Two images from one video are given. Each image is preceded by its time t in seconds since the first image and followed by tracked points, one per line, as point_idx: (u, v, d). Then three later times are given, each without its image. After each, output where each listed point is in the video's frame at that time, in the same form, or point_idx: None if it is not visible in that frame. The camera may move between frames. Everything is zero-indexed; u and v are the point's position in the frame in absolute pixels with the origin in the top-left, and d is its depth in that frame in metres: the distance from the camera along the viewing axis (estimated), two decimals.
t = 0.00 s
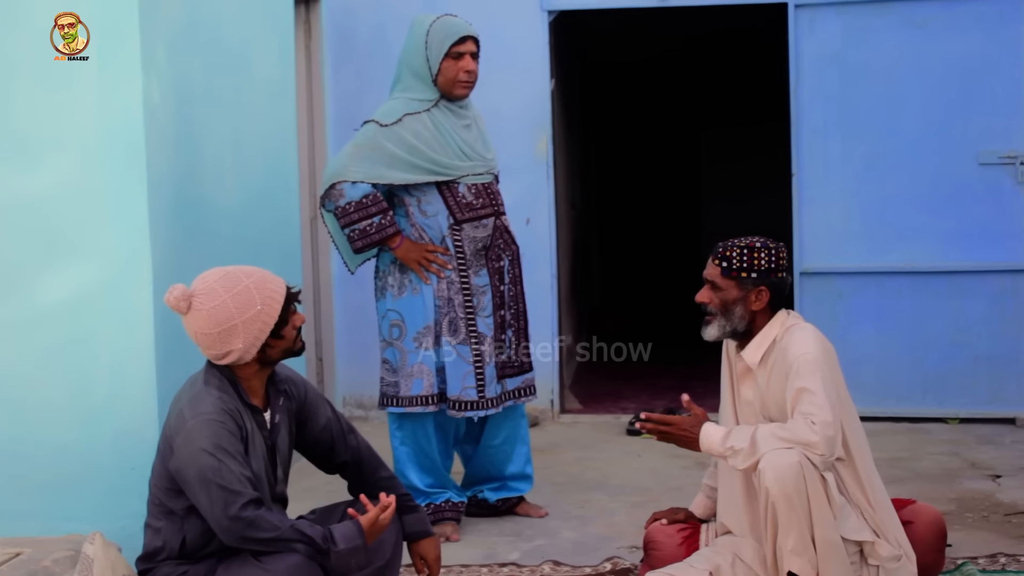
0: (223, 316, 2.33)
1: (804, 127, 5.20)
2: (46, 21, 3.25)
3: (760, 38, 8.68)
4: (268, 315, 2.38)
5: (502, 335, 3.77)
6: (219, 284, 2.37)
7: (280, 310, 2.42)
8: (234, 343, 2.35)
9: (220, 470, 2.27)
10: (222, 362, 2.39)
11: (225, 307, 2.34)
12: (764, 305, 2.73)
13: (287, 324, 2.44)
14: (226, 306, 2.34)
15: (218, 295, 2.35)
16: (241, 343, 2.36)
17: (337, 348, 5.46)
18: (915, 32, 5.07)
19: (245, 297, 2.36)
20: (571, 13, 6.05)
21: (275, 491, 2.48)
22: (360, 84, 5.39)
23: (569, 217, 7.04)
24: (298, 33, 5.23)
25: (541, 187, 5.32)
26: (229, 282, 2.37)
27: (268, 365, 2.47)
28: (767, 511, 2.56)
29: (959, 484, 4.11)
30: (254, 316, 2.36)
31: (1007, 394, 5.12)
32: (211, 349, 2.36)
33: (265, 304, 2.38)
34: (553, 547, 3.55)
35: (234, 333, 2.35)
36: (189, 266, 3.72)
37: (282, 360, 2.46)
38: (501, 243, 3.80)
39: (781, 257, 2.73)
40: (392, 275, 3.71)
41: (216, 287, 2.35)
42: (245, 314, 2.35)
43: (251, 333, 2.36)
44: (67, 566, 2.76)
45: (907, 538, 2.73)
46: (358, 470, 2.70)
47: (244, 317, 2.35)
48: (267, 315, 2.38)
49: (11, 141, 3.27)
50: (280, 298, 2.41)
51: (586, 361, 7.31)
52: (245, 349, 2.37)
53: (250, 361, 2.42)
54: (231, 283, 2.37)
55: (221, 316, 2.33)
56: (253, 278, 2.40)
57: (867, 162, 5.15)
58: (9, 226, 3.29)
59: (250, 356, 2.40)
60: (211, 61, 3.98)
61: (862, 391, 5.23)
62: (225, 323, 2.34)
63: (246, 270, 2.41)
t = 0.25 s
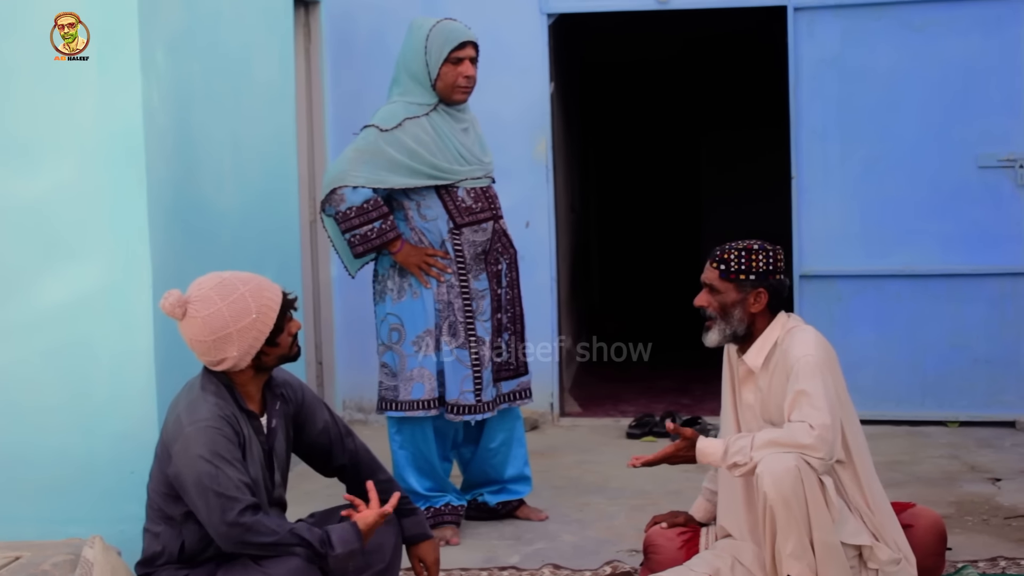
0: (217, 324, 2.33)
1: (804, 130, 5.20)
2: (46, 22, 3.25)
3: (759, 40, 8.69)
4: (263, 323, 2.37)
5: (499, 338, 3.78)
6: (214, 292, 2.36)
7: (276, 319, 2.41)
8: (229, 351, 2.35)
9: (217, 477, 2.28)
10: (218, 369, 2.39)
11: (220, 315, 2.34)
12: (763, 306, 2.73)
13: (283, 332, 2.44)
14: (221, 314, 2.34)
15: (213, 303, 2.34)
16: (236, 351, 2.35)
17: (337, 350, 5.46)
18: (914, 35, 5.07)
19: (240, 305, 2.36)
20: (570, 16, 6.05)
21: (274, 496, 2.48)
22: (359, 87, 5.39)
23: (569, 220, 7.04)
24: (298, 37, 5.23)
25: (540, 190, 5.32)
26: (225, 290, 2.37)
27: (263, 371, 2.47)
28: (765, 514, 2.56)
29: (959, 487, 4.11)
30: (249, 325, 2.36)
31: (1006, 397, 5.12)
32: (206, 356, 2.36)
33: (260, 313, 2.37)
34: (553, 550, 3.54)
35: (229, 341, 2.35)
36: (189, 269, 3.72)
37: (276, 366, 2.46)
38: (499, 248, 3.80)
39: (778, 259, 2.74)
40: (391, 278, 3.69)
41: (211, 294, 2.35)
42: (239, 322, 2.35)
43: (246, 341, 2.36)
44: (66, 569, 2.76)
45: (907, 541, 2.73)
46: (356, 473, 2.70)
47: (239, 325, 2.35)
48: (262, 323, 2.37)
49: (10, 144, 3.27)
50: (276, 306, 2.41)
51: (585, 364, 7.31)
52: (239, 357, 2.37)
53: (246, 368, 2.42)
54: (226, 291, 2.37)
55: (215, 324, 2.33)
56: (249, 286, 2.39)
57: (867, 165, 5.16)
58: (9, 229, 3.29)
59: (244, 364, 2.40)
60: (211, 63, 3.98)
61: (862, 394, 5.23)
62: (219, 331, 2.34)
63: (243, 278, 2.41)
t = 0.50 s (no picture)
0: (217, 335, 2.34)
1: (806, 133, 5.20)
2: (46, 23, 3.26)
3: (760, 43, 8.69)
4: (262, 338, 2.37)
5: (498, 341, 3.78)
6: (219, 301, 2.36)
7: (277, 334, 2.41)
8: (225, 362, 2.36)
9: (219, 487, 2.28)
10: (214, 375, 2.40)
11: (220, 326, 2.34)
12: (762, 309, 2.73)
13: (283, 346, 2.43)
14: (222, 325, 2.34)
15: (216, 314, 2.34)
16: (233, 362, 2.36)
17: (339, 353, 5.46)
18: (916, 38, 5.07)
19: (242, 319, 2.36)
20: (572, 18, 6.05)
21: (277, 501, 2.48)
22: (362, 90, 5.39)
23: (571, 223, 7.04)
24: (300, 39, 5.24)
25: (542, 193, 5.32)
26: (229, 301, 2.36)
27: (261, 382, 2.47)
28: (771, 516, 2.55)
29: (962, 490, 4.11)
30: (248, 339, 2.36)
31: (1009, 400, 5.11)
32: (202, 361, 2.37)
33: (260, 328, 2.37)
34: (556, 553, 3.54)
35: (226, 352, 2.35)
36: (191, 271, 3.73)
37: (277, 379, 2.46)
38: (501, 250, 3.80)
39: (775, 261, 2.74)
40: (394, 281, 3.70)
41: (215, 304, 2.35)
42: (239, 336, 2.35)
43: (243, 354, 2.36)
44: (70, 572, 2.76)
45: (910, 544, 2.73)
46: (361, 475, 2.68)
47: (238, 338, 2.35)
48: (261, 338, 2.37)
49: (13, 147, 3.28)
50: (277, 322, 2.40)
51: (587, 366, 7.31)
52: (235, 368, 2.37)
53: (244, 378, 2.42)
54: (230, 302, 2.36)
55: (215, 335, 2.34)
56: (254, 299, 2.39)
57: (869, 168, 5.16)
58: (12, 232, 3.29)
59: (240, 374, 2.40)
60: (213, 66, 3.98)
61: (864, 396, 5.23)
62: (218, 342, 2.34)
63: (249, 289, 2.40)
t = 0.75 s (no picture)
0: (210, 346, 2.34)
1: (807, 132, 5.20)
2: (46, 22, 3.26)
3: (762, 42, 8.69)
4: (254, 351, 2.37)
5: (500, 339, 3.77)
6: (213, 312, 2.36)
7: (271, 346, 2.41)
8: (218, 372, 2.37)
9: (235, 484, 2.32)
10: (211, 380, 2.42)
11: (213, 338, 2.35)
12: (764, 309, 2.73)
13: (282, 355, 2.44)
14: (214, 337, 2.34)
15: (209, 324, 2.35)
16: (226, 372, 2.37)
17: (341, 352, 5.46)
18: (918, 37, 5.07)
19: (234, 331, 2.35)
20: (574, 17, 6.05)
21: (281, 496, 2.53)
22: (363, 90, 5.39)
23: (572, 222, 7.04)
24: (302, 38, 5.24)
25: (543, 192, 5.32)
26: (222, 313, 2.36)
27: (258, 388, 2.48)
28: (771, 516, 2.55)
29: (963, 489, 4.11)
30: (240, 351, 2.36)
31: (1010, 399, 5.11)
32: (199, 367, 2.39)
33: (252, 341, 2.37)
34: (556, 553, 3.54)
35: (220, 362, 2.36)
36: (192, 270, 3.73)
37: (276, 384, 2.48)
38: (502, 248, 3.80)
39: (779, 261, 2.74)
40: (394, 279, 3.71)
41: (209, 316, 2.35)
42: (231, 348, 2.35)
43: (236, 365, 2.37)
44: (70, 570, 2.76)
45: (911, 543, 2.72)
46: (362, 475, 2.67)
47: (230, 350, 2.35)
48: (253, 351, 2.37)
49: (14, 147, 3.28)
50: (272, 333, 2.40)
51: (589, 365, 7.31)
52: (229, 377, 2.38)
53: (244, 385, 2.44)
54: (224, 314, 2.36)
55: (208, 345, 2.34)
56: (248, 310, 2.38)
57: (871, 167, 5.15)
58: (14, 232, 3.30)
59: (236, 382, 2.41)
60: (215, 66, 3.99)
61: (865, 395, 5.23)
62: (210, 353, 2.35)
63: (244, 300, 2.39)
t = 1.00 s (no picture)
0: (213, 346, 2.35)
1: (806, 132, 5.20)
2: (46, 23, 3.26)
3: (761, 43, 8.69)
4: (257, 348, 2.39)
5: (501, 339, 3.77)
6: (214, 311, 2.37)
7: (274, 341, 2.43)
8: (222, 370, 2.38)
9: (236, 481, 2.33)
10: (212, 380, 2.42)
11: (215, 337, 2.35)
12: (764, 310, 2.74)
13: (283, 349, 2.47)
14: (217, 336, 2.35)
15: (211, 323, 2.35)
16: (230, 370, 2.38)
17: (339, 351, 5.46)
18: (917, 38, 5.07)
19: (236, 329, 2.37)
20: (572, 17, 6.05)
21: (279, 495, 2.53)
22: (362, 90, 5.39)
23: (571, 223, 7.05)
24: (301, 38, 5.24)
25: (542, 192, 5.32)
26: (223, 312, 2.37)
27: (259, 385, 2.49)
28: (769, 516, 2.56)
29: (961, 489, 4.11)
30: (244, 348, 2.37)
31: (1009, 399, 5.11)
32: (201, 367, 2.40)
33: (255, 338, 2.38)
34: (555, 552, 3.54)
35: (222, 361, 2.37)
36: (191, 270, 3.73)
37: (276, 380, 2.49)
38: (502, 248, 3.79)
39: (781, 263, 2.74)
40: (394, 278, 3.72)
41: (210, 315, 2.36)
42: (234, 345, 2.36)
43: (240, 362, 2.38)
44: (69, 570, 2.76)
45: (909, 543, 2.73)
46: (361, 476, 2.67)
47: (233, 348, 2.36)
48: (256, 348, 2.39)
49: (13, 146, 3.28)
50: (273, 330, 2.42)
51: (587, 366, 7.31)
52: (232, 375, 2.40)
53: (245, 381, 2.45)
54: (225, 312, 2.37)
55: (211, 344, 2.35)
56: (249, 307, 2.39)
57: (869, 168, 5.16)
58: (13, 231, 3.30)
59: (238, 380, 2.42)
60: (214, 66, 3.99)
61: (864, 396, 5.23)
62: (214, 351, 2.35)
63: (244, 297, 2.40)
